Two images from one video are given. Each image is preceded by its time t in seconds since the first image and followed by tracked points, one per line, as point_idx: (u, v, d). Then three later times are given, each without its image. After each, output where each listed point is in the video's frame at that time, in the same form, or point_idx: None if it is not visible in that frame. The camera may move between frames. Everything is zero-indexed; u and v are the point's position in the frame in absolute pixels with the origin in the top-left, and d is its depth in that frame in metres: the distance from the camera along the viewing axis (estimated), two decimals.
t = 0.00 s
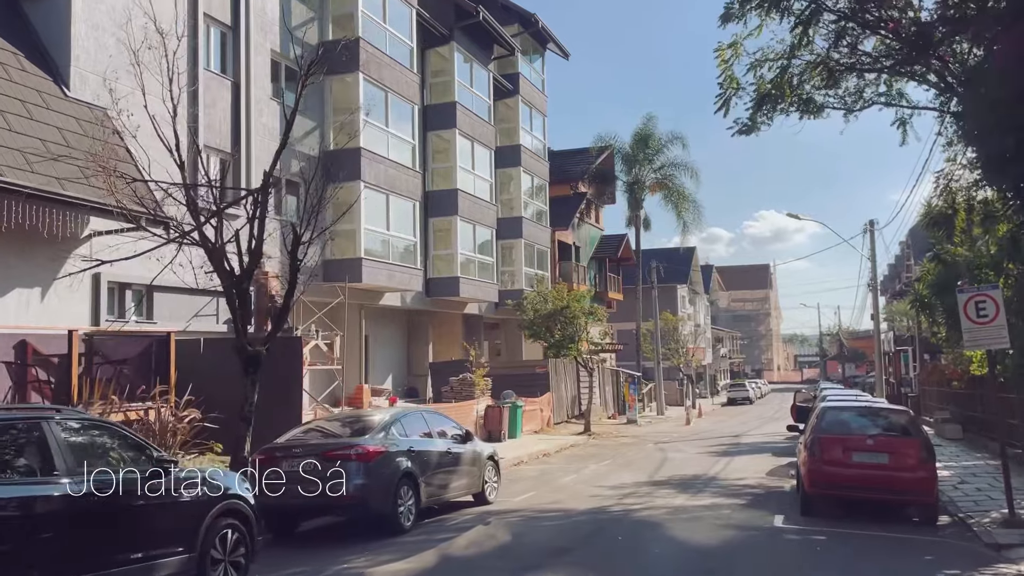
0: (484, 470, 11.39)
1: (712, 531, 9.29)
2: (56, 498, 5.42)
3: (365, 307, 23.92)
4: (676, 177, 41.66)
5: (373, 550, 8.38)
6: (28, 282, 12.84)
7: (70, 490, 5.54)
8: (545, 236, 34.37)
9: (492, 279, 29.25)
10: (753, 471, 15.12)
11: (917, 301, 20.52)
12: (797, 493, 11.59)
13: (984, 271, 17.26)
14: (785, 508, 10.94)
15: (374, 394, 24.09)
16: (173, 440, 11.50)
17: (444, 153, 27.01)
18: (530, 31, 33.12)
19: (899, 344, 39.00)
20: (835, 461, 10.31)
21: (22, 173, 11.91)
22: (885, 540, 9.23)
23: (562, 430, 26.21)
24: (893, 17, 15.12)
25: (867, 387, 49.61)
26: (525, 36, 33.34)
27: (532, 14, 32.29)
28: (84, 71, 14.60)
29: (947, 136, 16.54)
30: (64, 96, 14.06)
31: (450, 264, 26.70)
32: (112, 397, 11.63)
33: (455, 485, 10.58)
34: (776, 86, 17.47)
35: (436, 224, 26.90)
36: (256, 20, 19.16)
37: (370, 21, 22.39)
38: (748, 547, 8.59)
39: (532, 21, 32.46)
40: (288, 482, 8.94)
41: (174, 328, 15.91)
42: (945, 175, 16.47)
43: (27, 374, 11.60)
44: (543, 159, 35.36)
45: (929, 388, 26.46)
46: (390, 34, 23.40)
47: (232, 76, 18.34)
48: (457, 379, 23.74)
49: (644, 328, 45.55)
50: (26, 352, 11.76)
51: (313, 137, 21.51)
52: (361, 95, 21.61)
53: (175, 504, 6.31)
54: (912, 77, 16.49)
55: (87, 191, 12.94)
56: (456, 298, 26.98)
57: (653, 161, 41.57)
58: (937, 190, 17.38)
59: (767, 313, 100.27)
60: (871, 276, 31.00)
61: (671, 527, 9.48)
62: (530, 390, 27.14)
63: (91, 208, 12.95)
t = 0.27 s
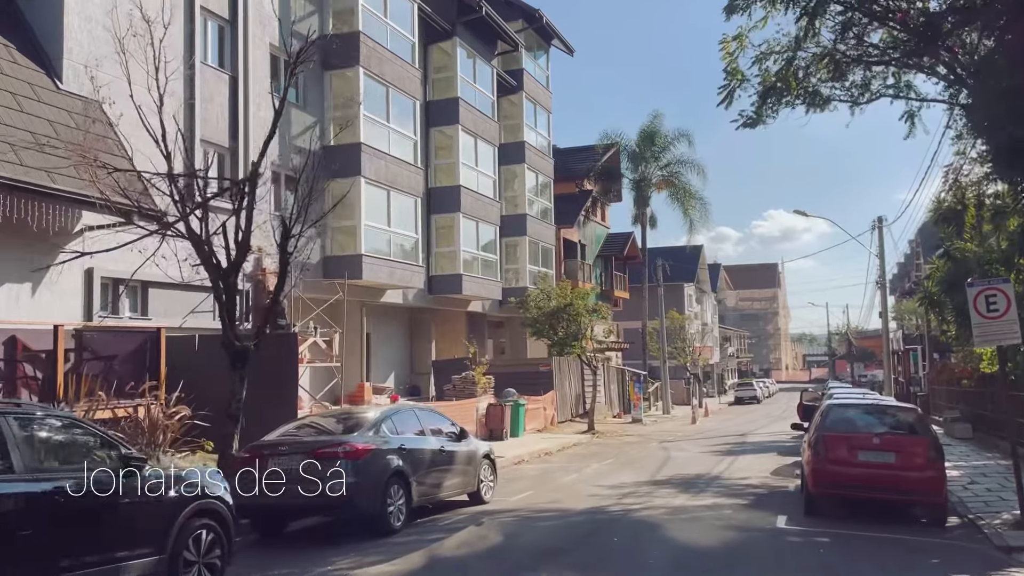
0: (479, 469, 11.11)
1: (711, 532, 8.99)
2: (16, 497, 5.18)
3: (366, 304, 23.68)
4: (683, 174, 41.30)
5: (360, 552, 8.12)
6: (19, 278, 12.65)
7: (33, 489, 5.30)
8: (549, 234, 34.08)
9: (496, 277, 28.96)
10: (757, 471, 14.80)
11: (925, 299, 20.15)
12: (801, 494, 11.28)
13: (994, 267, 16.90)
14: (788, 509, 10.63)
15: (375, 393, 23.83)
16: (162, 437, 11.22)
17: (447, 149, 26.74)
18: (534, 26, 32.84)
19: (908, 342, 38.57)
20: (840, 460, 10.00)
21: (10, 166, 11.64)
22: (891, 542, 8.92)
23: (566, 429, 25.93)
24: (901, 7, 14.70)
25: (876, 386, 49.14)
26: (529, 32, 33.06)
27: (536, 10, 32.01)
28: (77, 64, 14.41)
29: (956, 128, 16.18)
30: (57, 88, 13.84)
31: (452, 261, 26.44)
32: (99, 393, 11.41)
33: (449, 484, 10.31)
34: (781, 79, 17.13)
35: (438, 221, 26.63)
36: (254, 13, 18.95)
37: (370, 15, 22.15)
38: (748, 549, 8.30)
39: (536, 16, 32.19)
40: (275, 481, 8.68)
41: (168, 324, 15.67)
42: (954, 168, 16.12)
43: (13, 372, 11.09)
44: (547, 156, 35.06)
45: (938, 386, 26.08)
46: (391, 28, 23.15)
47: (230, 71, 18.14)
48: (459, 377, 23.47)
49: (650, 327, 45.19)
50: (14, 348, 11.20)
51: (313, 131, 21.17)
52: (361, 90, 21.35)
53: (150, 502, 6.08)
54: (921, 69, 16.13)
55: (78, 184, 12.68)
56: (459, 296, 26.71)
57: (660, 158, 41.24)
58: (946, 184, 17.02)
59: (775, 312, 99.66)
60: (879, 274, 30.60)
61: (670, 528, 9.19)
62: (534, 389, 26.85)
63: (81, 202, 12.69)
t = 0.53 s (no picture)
0: (475, 474, 10.81)
1: (712, 542, 8.66)
2: None
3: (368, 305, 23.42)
4: (691, 174, 40.91)
5: (346, 562, 7.83)
6: (9, 278, 12.42)
7: None
8: (555, 234, 33.75)
9: (500, 277, 28.63)
10: (763, 476, 14.45)
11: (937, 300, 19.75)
12: (807, 501, 10.94)
13: (1007, 267, 16.49)
14: (794, 517, 10.29)
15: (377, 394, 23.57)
16: (151, 439, 10.92)
17: (451, 148, 26.45)
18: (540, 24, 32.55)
19: (919, 344, 38.08)
20: (847, 467, 9.66)
21: None
22: (900, 553, 8.57)
23: (571, 431, 25.62)
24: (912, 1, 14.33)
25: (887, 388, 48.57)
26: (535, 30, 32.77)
27: (542, 7, 31.72)
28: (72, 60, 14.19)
29: (969, 126, 15.78)
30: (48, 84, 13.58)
31: (457, 261, 26.14)
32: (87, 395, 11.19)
33: (444, 490, 10.01)
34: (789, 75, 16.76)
35: (442, 220, 26.35)
36: (253, 10, 18.71)
37: (373, 12, 21.88)
38: (750, 559, 7.98)
39: (542, 14, 31.90)
40: (261, 487, 8.42)
41: (164, 324, 15.43)
42: (966, 166, 15.73)
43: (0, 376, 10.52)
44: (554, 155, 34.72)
45: (950, 389, 25.63)
46: (394, 26, 22.89)
47: (229, 68, 17.91)
48: (462, 379, 23.18)
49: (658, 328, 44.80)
50: (4, 349, 10.61)
51: (314, 130, 20.85)
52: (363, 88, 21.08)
53: (122, 510, 5.79)
54: (933, 65, 15.74)
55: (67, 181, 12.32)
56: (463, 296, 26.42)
57: (668, 157, 40.87)
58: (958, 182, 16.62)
59: (785, 313, 98.95)
60: (890, 274, 30.16)
61: (670, 537, 8.87)
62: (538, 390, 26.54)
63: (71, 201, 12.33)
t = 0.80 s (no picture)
0: (475, 473, 10.58)
1: (718, 544, 8.39)
2: None
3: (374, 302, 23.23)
4: (702, 172, 40.55)
5: (338, 563, 7.61)
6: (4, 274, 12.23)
7: None
8: (564, 231, 33.47)
9: (508, 275, 28.37)
10: (772, 476, 14.15)
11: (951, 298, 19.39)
12: (816, 502, 10.65)
13: None
14: (802, 518, 10.02)
15: (383, 392, 23.38)
16: (145, 437, 10.72)
17: (458, 145, 26.23)
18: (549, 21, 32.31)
19: (933, 343, 37.61)
20: (857, 467, 9.37)
21: None
22: (910, 555, 8.29)
23: (578, 431, 25.36)
24: None
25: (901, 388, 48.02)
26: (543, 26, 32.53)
27: (551, 3, 31.49)
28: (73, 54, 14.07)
29: (984, 119, 15.43)
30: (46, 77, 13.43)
31: (463, 259, 25.90)
32: (81, 391, 11.00)
33: (443, 489, 9.78)
34: (799, 68, 16.46)
35: (449, 218, 26.13)
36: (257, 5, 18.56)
37: (378, 7, 21.68)
38: (756, 562, 7.72)
39: (551, 10, 31.67)
40: (252, 486, 8.22)
41: (164, 320, 15.30)
42: (981, 160, 15.39)
43: None
44: (563, 152, 34.44)
45: (965, 389, 25.22)
46: (400, 21, 22.70)
47: (232, 63, 17.76)
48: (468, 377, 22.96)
49: (668, 327, 44.41)
50: None
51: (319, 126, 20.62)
52: (368, 84, 20.89)
53: (98, 508, 5.55)
54: (947, 56, 15.40)
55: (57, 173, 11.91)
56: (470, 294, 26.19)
57: (678, 155, 40.54)
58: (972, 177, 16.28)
59: (798, 313, 98.22)
60: (903, 273, 29.73)
61: (672, 538, 8.62)
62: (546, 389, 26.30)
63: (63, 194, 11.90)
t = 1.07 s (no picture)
0: (473, 479, 10.27)
1: (721, 556, 8.03)
2: None
3: (378, 303, 22.97)
4: (712, 172, 40.12)
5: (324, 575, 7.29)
6: None
7: None
8: (572, 232, 33.12)
9: (515, 276, 28.04)
10: (781, 483, 13.76)
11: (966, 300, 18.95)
12: (825, 511, 10.26)
13: None
14: (810, 528, 9.64)
15: (387, 394, 23.10)
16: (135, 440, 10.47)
17: (464, 144, 25.95)
18: (557, 19, 32.01)
19: (948, 346, 37.02)
20: (868, 476, 9.00)
21: None
22: (924, 569, 7.91)
23: (585, 434, 25.02)
24: None
25: (915, 391, 47.38)
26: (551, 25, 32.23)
27: (559, 2, 31.18)
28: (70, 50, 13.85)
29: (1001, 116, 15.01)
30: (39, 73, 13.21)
31: (469, 259, 25.59)
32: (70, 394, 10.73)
33: (438, 496, 9.45)
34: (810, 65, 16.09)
35: (454, 218, 25.84)
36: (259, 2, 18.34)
37: (382, 5, 21.43)
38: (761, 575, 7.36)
39: (559, 8, 31.37)
40: (236, 492, 7.89)
41: (161, 322, 15.05)
42: (998, 158, 14.96)
43: None
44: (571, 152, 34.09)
45: (980, 392, 24.72)
46: (404, 18, 22.44)
47: (232, 61, 17.52)
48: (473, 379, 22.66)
49: (678, 330, 43.95)
50: None
51: (322, 125, 20.35)
52: (372, 82, 20.64)
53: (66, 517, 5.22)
54: (962, 52, 14.99)
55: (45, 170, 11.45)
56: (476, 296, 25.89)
57: (689, 155, 40.12)
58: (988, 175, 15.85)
59: (811, 316, 97.39)
60: (917, 274, 29.23)
61: (673, 549, 8.27)
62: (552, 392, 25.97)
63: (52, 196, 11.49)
